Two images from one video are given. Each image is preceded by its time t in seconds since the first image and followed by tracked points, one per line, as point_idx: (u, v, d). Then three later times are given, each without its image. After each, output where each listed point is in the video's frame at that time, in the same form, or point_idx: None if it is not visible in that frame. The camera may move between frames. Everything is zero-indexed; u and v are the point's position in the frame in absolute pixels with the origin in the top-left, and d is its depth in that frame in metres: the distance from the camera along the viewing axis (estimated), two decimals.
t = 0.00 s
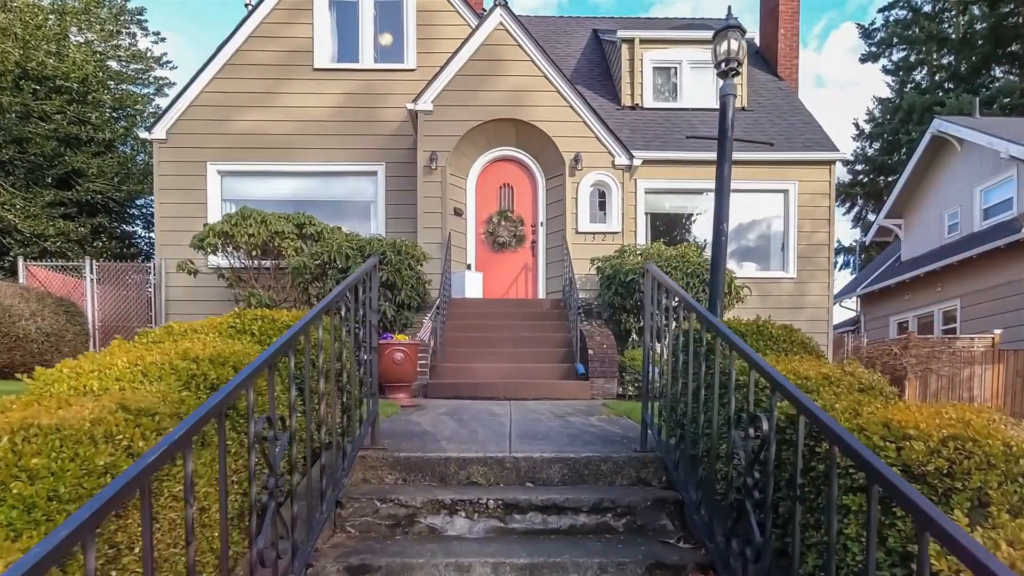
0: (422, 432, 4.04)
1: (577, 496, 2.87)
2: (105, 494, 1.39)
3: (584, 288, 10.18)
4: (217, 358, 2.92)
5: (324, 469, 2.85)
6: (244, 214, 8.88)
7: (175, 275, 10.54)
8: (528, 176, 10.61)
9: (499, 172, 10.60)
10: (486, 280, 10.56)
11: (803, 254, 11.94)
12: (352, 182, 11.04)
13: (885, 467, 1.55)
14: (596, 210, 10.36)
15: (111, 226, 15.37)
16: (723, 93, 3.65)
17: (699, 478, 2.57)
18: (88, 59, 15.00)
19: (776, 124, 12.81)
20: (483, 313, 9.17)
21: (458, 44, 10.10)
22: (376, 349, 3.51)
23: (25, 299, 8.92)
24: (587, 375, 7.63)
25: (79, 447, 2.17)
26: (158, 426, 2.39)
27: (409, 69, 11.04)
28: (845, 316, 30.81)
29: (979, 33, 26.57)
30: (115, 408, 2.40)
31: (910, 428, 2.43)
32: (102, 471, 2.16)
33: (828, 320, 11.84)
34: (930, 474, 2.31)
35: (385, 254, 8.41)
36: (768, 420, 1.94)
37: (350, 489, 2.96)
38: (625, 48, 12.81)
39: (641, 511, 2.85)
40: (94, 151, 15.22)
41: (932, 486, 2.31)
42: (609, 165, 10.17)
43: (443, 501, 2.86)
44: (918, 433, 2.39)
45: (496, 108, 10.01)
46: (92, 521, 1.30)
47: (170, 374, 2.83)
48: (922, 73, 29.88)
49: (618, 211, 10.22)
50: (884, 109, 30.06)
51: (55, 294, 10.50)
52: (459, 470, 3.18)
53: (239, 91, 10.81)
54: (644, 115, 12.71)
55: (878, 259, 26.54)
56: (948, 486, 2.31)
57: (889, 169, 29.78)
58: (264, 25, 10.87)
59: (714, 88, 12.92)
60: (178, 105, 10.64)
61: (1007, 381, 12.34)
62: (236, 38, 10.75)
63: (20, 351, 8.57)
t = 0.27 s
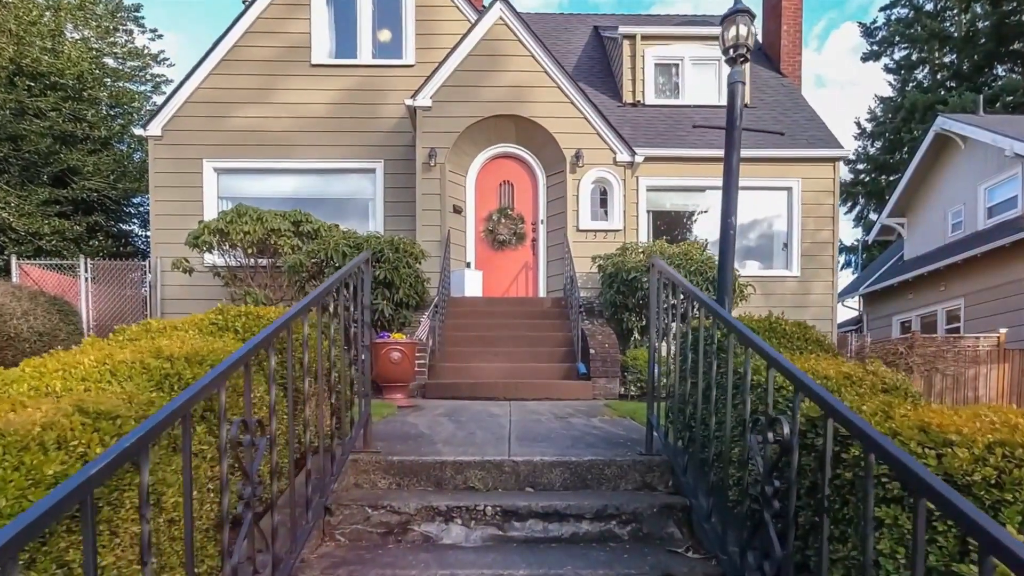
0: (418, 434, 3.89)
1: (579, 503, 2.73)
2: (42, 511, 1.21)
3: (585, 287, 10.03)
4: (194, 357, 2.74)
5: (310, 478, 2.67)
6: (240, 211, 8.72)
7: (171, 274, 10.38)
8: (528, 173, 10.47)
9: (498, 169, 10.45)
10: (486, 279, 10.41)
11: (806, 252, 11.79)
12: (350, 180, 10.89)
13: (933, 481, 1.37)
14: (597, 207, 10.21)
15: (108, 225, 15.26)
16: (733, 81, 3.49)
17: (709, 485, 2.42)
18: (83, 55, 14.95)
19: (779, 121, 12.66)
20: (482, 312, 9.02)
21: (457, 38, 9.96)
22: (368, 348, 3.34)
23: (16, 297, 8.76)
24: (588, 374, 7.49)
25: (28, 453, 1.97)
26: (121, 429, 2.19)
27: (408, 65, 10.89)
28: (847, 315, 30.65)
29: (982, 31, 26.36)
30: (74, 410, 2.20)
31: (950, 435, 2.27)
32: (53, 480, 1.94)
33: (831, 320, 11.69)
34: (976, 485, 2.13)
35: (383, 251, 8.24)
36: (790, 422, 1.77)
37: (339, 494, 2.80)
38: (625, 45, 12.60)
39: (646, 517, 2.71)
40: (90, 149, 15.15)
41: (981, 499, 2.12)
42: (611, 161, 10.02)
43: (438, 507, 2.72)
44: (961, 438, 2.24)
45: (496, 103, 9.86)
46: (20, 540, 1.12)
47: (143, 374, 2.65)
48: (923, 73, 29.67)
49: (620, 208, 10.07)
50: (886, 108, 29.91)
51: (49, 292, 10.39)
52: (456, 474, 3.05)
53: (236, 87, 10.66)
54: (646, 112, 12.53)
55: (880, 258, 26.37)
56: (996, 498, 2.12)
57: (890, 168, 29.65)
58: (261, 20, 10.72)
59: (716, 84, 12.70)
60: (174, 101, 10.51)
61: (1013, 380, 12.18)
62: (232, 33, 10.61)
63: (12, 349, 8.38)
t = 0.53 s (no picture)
0: (414, 435, 3.75)
1: (582, 509, 2.59)
2: None
3: (586, 285, 9.88)
4: (165, 354, 2.59)
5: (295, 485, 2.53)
6: (236, 209, 8.59)
7: (166, 272, 10.23)
8: (528, 170, 10.33)
9: (499, 166, 10.32)
10: (486, 278, 10.28)
11: (810, 251, 11.65)
12: (349, 177, 10.76)
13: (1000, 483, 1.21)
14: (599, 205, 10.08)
15: (103, 224, 15.17)
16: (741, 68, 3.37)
17: (721, 489, 2.24)
18: (79, 52, 14.77)
19: (783, 118, 12.50)
20: (482, 311, 8.88)
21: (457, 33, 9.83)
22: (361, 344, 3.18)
23: (7, 296, 8.59)
24: (589, 374, 7.37)
25: None
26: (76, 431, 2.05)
27: (407, 61, 10.75)
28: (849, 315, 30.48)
29: (984, 30, 26.17)
30: (25, 411, 2.06)
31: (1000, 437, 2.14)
32: None
33: (835, 319, 11.54)
34: None
35: (380, 249, 8.09)
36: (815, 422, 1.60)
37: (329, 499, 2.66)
38: (627, 41, 12.40)
39: (653, 524, 2.57)
40: (86, 147, 15.07)
41: None
42: (612, 158, 9.89)
43: (433, 513, 2.58)
44: (1012, 440, 2.11)
45: (496, 99, 9.72)
46: None
47: (111, 371, 2.51)
48: (925, 72, 29.29)
49: (622, 206, 9.94)
50: (887, 108, 29.77)
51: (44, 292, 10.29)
52: (452, 478, 2.91)
53: (232, 83, 10.53)
54: (648, 109, 12.26)
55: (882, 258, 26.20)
56: None
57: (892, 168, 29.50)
58: (257, 15, 10.58)
59: (718, 80, 12.45)
60: (169, 97, 10.36)
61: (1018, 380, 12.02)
62: (229, 28, 10.46)
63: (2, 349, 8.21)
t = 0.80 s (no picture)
0: (411, 437, 3.61)
1: (587, 515, 2.45)
2: None
3: (588, 284, 9.74)
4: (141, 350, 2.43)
5: (280, 493, 2.39)
6: (232, 205, 8.43)
7: (162, 271, 10.09)
8: (530, 167, 10.19)
9: (500, 163, 10.18)
10: (486, 276, 10.14)
11: (814, 249, 11.49)
12: (347, 174, 10.62)
13: None
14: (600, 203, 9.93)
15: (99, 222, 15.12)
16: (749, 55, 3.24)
17: (736, 496, 2.10)
18: (75, 49, 14.59)
19: (787, 115, 12.34)
20: (483, 310, 8.74)
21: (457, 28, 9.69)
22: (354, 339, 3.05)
23: None
24: (591, 374, 7.24)
25: None
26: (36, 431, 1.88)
27: (406, 57, 10.61)
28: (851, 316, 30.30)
29: (987, 29, 25.92)
30: None
31: None
32: None
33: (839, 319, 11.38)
34: None
35: (378, 247, 7.96)
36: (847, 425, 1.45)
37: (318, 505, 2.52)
38: (630, 37, 12.13)
39: (662, 532, 2.43)
40: (82, 145, 15.02)
41: None
42: (615, 155, 9.75)
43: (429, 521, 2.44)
44: None
45: (496, 95, 9.58)
46: None
47: (80, 368, 2.35)
48: (927, 71, 29.20)
49: (624, 204, 9.80)
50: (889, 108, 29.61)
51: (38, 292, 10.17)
52: (450, 482, 2.77)
53: (229, 79, 10.39)
54: (651, 106, 11.92)
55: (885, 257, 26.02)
56: None
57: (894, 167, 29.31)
58: (255, 11, 10.44)
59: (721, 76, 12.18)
60: (166, 93, 10.22)
61: None
62: (226, 23, 10.33)
63: None
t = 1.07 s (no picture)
0: (409, 440, 3.47)
1: (595, 524, 2.31)
2: None
3: (591, 284, 9.60)
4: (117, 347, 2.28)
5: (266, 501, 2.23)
6: (229, 203, 8.25)
7: (159, 270, 9.95)
8: (532, 165, 10.04)
9: (501, 160, 10.03)
10: (487, 275, 10.00)
11: (820, 248, 11.34)
12: (346, 172, 10.48)
13: None
14: (603, 201, 9.78)
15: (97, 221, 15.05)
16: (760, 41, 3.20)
17: (758, 506, 1.94)
18: (72, 46, 14.56)
19: (791, 113, 12.18)
20: (484, 309, 8.59)
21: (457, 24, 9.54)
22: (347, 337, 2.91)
23: None
24: (595, 374, 7.11)
25: None
26: None
27: (406, 53, 10.48)
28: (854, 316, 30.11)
29: (990, 28, 25.68)
30: None
31: None
32: None
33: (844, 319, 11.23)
34: None
35: (378, 245, 7.80)
36: (893, 432, 1.29)
37: (310, 514, 2.39)
38: (631, 34, 11.74)
39: (674, 542, 2.29)
40: (79, 143, 14.95)
41: None
42: (618, 152, 9.61)
43: (427, 530, 2.31)
44: None
45: (498, 92, 9.45)
46: None
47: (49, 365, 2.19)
48: (930, 71, 28.99)
49: (628, 202, 9.66)
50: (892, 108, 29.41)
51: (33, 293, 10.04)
52: (449, 488, 2.64)
53: (227, 76, 10.26)
54: (654, 104, 11.59)
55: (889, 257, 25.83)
56: None
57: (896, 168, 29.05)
58: (253, 6, 10.31)
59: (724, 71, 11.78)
60: (163, 89, 10.10)
61: None
62: (224, 19, 10.20)
63: None
